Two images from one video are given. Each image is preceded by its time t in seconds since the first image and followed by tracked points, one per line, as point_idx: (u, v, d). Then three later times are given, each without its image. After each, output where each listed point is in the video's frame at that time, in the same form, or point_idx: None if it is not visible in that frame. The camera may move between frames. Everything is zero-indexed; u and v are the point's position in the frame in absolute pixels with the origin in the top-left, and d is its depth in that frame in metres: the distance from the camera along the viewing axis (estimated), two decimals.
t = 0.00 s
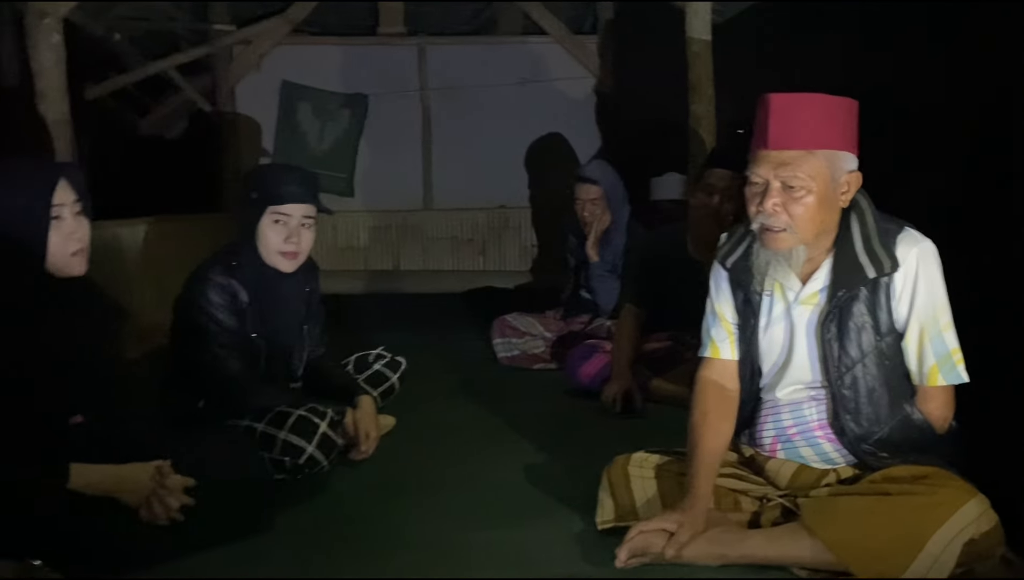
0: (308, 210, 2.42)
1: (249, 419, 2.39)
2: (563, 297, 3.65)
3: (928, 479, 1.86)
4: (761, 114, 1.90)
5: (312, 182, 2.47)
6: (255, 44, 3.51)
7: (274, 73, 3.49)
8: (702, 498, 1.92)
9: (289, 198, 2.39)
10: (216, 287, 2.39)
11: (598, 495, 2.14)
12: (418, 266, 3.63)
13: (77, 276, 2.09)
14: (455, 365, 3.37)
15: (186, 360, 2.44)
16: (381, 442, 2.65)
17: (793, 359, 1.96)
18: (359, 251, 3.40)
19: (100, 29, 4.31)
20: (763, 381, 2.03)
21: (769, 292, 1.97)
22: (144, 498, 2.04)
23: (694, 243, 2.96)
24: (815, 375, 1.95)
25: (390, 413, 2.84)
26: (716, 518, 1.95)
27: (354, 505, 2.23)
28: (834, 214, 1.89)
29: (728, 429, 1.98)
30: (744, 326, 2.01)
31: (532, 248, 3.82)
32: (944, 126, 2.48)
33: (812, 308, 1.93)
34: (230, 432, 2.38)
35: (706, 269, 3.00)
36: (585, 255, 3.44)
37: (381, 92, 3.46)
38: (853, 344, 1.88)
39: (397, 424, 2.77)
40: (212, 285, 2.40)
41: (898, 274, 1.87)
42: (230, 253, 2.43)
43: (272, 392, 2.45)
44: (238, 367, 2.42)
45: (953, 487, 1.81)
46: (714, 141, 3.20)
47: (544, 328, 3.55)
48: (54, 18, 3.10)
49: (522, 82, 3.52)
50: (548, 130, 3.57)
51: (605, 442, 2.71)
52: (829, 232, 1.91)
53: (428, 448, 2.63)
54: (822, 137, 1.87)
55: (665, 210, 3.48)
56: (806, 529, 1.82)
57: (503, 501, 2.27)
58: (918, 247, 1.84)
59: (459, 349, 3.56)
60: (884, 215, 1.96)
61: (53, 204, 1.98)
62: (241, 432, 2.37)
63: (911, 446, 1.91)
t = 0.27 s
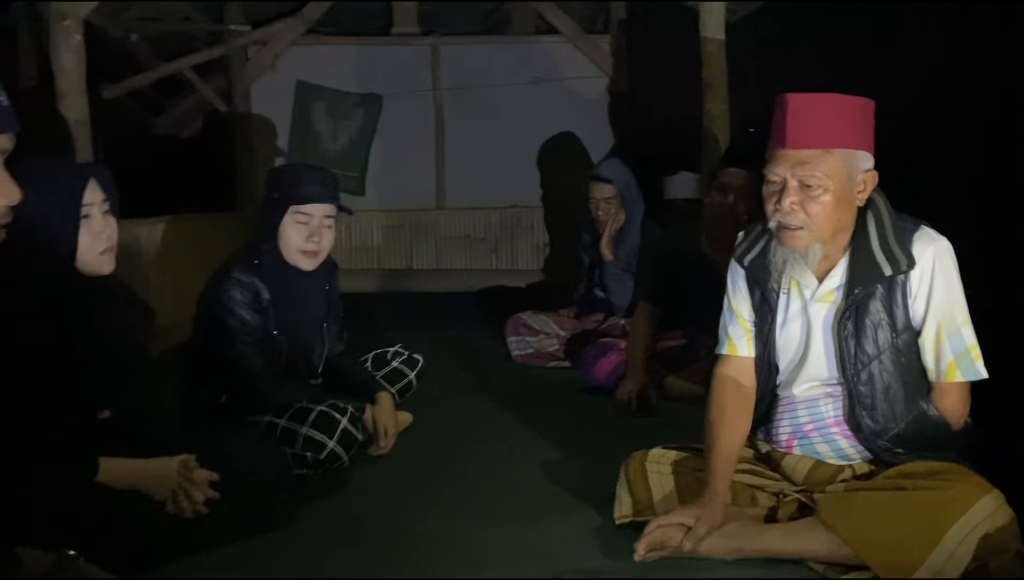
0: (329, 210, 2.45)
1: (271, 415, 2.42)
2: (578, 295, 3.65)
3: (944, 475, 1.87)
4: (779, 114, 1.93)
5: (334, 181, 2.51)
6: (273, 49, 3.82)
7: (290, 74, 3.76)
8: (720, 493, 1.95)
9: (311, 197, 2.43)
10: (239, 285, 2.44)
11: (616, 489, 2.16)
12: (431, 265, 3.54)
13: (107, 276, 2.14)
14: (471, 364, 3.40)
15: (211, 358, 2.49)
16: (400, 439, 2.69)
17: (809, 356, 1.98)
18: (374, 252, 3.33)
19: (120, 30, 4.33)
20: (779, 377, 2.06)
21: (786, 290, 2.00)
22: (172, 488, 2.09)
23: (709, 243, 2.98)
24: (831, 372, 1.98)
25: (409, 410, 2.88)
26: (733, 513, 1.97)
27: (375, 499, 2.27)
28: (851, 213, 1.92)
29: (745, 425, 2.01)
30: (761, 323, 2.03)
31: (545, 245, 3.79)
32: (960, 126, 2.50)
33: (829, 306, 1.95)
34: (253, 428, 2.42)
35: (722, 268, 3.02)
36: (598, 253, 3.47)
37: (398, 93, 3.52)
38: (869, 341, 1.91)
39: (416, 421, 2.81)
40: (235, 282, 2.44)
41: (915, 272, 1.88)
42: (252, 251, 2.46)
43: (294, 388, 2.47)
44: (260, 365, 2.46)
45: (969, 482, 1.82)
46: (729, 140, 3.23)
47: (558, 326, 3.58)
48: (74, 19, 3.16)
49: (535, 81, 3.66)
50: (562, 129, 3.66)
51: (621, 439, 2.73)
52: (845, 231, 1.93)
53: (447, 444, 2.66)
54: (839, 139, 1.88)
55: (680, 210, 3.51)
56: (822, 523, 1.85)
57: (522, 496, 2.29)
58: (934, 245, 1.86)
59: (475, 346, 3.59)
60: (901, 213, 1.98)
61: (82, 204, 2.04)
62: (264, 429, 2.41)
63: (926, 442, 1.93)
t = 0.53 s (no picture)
0: (341, 209, 2.48)
1: (285, 411, 2.49)
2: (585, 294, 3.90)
3: (951, 471, 1.89)
4: (785, 115, 1.94)
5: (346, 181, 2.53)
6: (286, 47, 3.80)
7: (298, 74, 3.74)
8: (728, 489, 1.97)
9: (324, 197, 2.46)
10: (252, 283, 2.49)
11: (626, 485, 2.19)
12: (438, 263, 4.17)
13: (122, 276, 2.20)
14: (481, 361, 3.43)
15: (225, 356, 2.55)
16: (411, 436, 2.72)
17: (817, 354, 2.01)
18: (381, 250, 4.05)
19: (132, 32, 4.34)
20: (788, 375, 2.08)
21: (794, 288, 2.03)
22: (188, 485, 2.13)
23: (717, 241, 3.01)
24: (838, 370, 2.00)
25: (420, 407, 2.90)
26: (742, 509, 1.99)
27: (387, 495, 2.30)
28: (858, 212, 1.93)
29: (753, 422, 2.03)
30: (769, 322, 2.06)
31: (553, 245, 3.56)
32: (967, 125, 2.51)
33: (836, 304, 1.97)
34: (267, 424, 2.49)
35: (731, 267, 3.04)
36: (606, 253, 3.78)
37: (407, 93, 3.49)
38: (876, 339, 1.92)
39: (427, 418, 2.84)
40: (247, 281, 2.50)
41: (921, 271, 1.90)
42: (267, 251, 2.51)
43: (308, 385, 2.54)
44: (272, 362, 2.53)
45: (974, 478, 1.83)
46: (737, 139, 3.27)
47: (568, 325, 3.87)
48: (89, 21, 3.21)
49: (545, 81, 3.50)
50: (571, 130, 3.42)
51: (631, 436, 2.76)
52: (852, 230, 1.95)
53: (458, 441, 2.68)
54: (846, 140, 1.90)
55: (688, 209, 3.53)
56: (830, 519, 1.87)
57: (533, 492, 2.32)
58: (940, 244, 1.88)
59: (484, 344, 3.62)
60: (908, 212, 2.00)
61: (102, 203, 2.10)
62: (276, 426, 2.47)
63: (933, 439, 1.95)
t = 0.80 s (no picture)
0: (346, 207, 2.52)
1: (291, 408, 2.49)
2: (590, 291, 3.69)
3: (949, 464, 1.91)
4: (786, 113, 1.95)
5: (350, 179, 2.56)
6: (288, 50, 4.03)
7: (304, 73, 4.00)
8: (729, 482, 1.99)
9: (329, 195, 2.49)
10: (259, 281, 2.50)
11: (628, 478, 2.22)
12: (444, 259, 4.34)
13: (130, 274, 2.21)
14: (484, 359, 3.46)
15: (233, 353, 2.56)
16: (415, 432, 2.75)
17: (817, 350, 2.03)
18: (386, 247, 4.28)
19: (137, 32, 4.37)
20: (789, 370, 2.10)
21: (795, 285, 2.05)
22: (194, 483, 2.18)
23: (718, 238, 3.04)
24: (838, 365, 2.03)
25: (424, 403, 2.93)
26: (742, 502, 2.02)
27: (392, 490, 2.33)
28: (858, 209, 1.95)
29: (754, 417, 2.06)
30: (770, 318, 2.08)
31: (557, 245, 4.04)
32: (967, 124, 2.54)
33: (836, 301, 1.99)
34: (273, 419, 2.50)
35: (732, 264, 3.06)
36: (610, 250, 3.50)
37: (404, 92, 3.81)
38: (875, 335, 1.95)
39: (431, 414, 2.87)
40: (255, 278, 2.50)
41: (920, 268, 1.92)
42: (272, 249, 2.53)
43: (315, 382, 2.55)
44: (279, 359, 2.53)
45: (970, 472, 1.85)
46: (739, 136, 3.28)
47: (570, 322, 3.63)
48: (95, 21, 3.24)
49: (548, 80, 3.95)
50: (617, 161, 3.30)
51: (632, 432, 2.78)
52: (852, 227, 1.97)
53: (462, 437, 2.71)
54: (847, 138, 1.92)
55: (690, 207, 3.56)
56: (828, 513, 1.90)
57: (536, 486, 2.35)
58: (938, 241, 1.90)
59: (488, 342, 3.65)
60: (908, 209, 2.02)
61: (111, 201, 2.12)
62: (284, 421, 2.48)
63: (932, 434, 1.96)
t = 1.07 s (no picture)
0: (349, 200, 2.54)
1: (295, 399, 2.54)
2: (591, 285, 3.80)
3: (944, 450, 1.94)
4: (783, 106, 1.99)
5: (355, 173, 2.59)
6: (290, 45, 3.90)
7: (304, 69, 3.76)
8: (728, 470, 2.02)
9: (334, 189, 2.52)
10: (264, 274, 2.53)
11: (628, 467, 2.25)
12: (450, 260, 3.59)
13: (139, 266, 2.25)
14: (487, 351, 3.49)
15: (238, 345, 2.61)
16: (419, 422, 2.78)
17: (816, 339, 2.05)
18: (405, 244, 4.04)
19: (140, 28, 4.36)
20: (788, 359, 2.13)
21: (793, 275, 2.07)
22: (205, 468, 2.20)
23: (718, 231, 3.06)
24: (836, 354, 2.05)
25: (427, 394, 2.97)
26: (741, 489, 2.05)
27: (396, 479, 2.36)
28: (855, 199, 1.98)
29: (753, 406, 2.09)
30: (768, 308, 2.11)
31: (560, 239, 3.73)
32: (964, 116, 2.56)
33: (834, 290, 2.02)
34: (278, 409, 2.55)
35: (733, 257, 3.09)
36: (612, 243, 3.54)
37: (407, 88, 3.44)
38: (873, 324, 1.97)
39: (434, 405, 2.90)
40: (260, 271, 2.54)
41: (917, 258, 1.95)
42: (277, 242, 2.56)
43: (320, 374, 2.60)
44: (284, 350, 2.58)
45: (965, 457, 1.88)
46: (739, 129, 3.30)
47: (572, 315, 3.67)
48: (99, 17, 3.26)
49: (549, 75, 3.84)
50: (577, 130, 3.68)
51: (633, 422, 2.82)
52: (849, 218, 2.00)
53: (465, 428, 2.75)
54: (843, 129, 1.95)
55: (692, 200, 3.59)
56: (827, 499, 1.93)
57: (538, 474, 2.39)
58: (935, 231, 1.93)
59: (490, 334, 3.68)
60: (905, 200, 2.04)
61: (120, 193, 2.16)
62: (287, 411, 2.52)
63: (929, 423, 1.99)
